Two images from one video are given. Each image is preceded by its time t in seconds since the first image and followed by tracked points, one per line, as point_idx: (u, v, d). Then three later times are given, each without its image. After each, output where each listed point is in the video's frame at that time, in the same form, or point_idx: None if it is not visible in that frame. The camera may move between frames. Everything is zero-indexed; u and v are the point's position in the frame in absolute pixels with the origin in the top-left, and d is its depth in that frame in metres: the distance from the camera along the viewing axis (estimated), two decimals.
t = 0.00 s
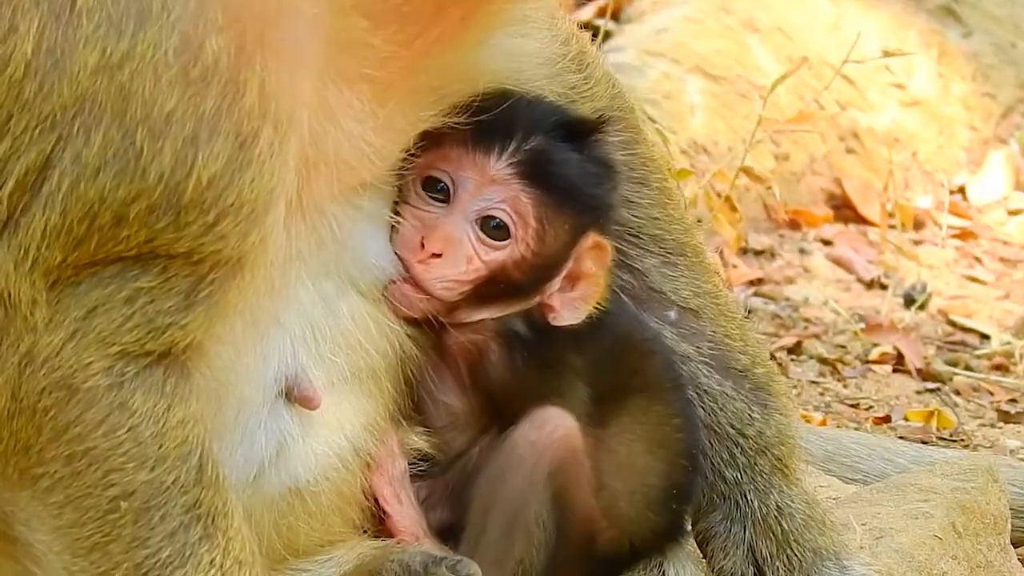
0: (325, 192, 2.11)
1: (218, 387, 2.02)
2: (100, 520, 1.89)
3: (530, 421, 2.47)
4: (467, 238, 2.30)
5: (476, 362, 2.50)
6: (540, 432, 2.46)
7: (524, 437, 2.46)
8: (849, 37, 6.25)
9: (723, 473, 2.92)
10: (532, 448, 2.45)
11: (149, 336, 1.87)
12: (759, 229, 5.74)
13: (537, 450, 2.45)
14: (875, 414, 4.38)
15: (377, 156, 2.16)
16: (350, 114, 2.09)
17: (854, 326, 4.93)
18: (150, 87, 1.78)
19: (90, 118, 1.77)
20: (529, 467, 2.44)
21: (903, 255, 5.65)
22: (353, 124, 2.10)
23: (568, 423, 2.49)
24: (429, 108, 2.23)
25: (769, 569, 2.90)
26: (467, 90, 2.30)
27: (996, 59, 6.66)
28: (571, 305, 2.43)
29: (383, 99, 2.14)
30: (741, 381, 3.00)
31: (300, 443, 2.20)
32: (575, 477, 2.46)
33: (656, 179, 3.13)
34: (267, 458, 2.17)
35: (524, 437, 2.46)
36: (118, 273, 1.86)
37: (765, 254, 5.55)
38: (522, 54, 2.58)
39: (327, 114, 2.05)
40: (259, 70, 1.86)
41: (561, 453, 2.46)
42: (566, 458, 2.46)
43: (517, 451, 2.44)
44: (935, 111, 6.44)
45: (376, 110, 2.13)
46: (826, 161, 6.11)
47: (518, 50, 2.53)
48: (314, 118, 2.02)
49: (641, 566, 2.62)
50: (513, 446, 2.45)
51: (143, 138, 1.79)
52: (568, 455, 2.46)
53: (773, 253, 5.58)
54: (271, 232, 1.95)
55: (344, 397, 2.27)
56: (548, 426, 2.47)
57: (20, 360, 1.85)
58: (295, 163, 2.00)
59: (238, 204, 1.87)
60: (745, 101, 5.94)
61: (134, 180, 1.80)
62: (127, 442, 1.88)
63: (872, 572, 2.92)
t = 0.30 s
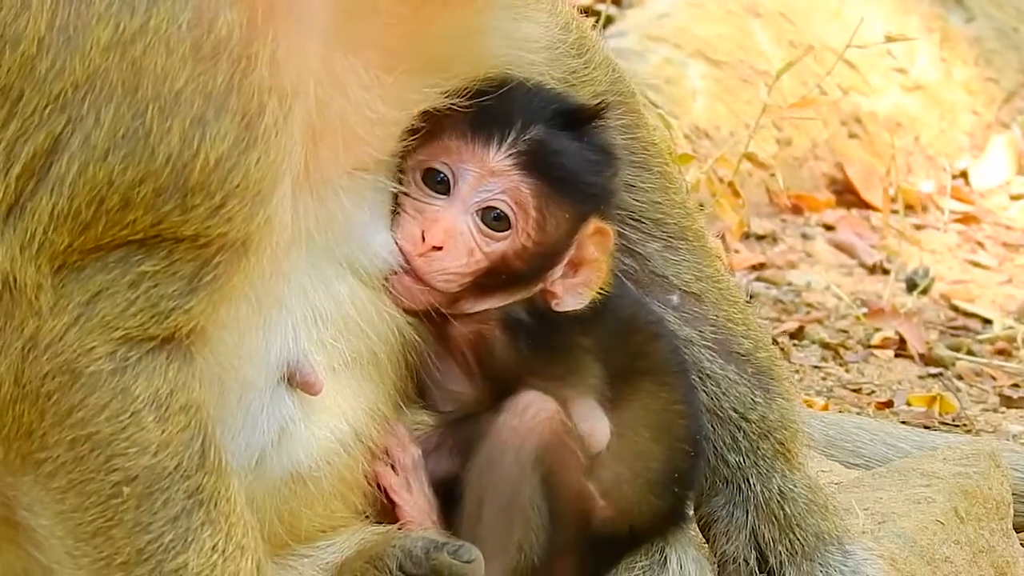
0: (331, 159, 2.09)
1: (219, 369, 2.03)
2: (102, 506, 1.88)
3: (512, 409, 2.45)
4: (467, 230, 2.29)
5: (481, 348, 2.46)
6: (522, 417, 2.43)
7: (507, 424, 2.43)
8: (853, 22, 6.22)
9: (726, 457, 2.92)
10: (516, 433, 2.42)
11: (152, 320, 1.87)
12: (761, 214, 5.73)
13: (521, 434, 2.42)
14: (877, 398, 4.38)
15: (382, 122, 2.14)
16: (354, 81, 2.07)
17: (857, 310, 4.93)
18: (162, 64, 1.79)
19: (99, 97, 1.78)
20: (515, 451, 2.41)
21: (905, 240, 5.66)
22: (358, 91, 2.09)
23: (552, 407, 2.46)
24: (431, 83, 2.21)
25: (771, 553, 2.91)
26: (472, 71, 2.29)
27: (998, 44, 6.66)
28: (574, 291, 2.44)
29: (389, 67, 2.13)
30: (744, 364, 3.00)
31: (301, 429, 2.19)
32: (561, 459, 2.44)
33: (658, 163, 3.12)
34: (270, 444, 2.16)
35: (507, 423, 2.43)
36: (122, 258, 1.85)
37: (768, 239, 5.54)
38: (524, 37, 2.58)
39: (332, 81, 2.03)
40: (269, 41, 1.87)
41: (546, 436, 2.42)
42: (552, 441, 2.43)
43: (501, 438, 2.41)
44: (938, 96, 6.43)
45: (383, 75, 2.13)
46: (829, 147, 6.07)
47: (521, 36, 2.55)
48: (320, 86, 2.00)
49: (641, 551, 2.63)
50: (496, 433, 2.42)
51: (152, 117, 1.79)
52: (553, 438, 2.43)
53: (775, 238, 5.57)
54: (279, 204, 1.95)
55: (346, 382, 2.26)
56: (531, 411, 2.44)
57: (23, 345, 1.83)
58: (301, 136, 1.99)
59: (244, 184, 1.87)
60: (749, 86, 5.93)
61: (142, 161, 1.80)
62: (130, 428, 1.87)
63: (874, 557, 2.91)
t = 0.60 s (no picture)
0: (342, 139, 2.11)
1: (225, 359, 2.03)
2: (106, 499, 1.88)
3: (520, 416, 2.38)
4: (466, 221, 2.25)
5: (493, 340, 2.46)
6: (528, 426, 2.36)
7: (514, 434, 2.36)
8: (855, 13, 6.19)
9: (732, 446, 2.93)
10: (522, 443, 2.35)
11: (158, 311, 1.87)
12: (766, 204, 5.71)
13: (527, 444, 2.35)
14: (881, 390, 4.38)
15: (392, 98, 2.17)
16: (364, 55, 2.09)
17: (861, 302, 4.92)
18: (177, 42, 1.80)
19: (112, 78, 1.78)
20: (522, 462, 2.35)
21: (909, 231, 5.66)
22: (368, 65, 2.11)
23: (561, 412, 2.39)
24: (440, 68, 2.27)
25: (776, 543, 2.89)
26: (483, 56, 2.35)
27: (1002, 34, 6.66)
28: (578, 277, 2.41)
29: (398, 40, 2.16)
30: (750, 354, 3.00)
31: (304, 420, 2.19)
32: (570, 466, 2.37)
33: (661, 153, 3.12)
34: (273, 435, 2.16)
35: (513, 433, 2.37)
36: (128, 249, 1.85)
37: (772, 230, 5.53)
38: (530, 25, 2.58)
39: (349, 52, 2.06)
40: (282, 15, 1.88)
41: (554, 444, 2.36)
42: (560, 448, 2.36)
43: (507, 451, 2.36)
44: (943, 87, 6.42)
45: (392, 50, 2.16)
46: (833, 137, 6.07)
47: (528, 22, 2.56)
48: (331, 61, 2.03)
49: (644, 543, 2.64)
50: (502, 446, 2.37)
51: (164, 99, 1.80)
52: (562, 445, 2.36)
53: (780, 228, 5.56)
54: (284, 188, 1.95)
55: (349, 374, 2.27)
56: (538, 418, 2.37)
57: (28, 336, 1.83)
58: (312, 109, 1.99)
59: (252, 168, 1.87)
60: (752, 77, 5.87)
61: (151, 146, 1.80)
62: (134, 419, 1.87)
63: (880, 548, 2.89)
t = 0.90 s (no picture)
0: (343, 127, 2.09)
1: (226, 356, 2.02)
2: (106, 497, 1.87)
3: (558, 416, 2.38)
4: (465, 217, 2.25)
5: (492, 334, 2.46)
6: (568, 429, 2.37)
7: (553, 434, 2.36)
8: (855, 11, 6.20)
9: (733, 444, 2.93)
10: (560, 446, 2.36)
11: (158, 308, 1.86)
12: (765, 202, 5.66)
13: (565, 448, 2.36)
14: (881, 387, 4.37)
15: (393, 87, 2.15)
16: (366, 45, 2.08)
17: (861, 299, 4.93)
18: (180, 32, 1.80)
19: (116, 70, 1.77)
20: (555, 464, 2.35)
21: (909, 228, 5.65)
22: (370, 56, 2.09)
23: (598, 419, 2.40)
24: (442, 57, 2.22)
25: (777, 542, 2.88)
26: (487, 48, 2.31)
27: (1000, 31, 6.70)
28: (586, 269, 2.40)
29: (401, 29, 2.14)
30: (750, 351, 3.00)
31: (305, 419, 2.18)
32: (598, 473, 2.39)
33: (661, 150, 3.12)
34: (273, 434, 2.15)
35: (552, 433, 2.37)
36: (129, 247, 1.84)
37: (772, 227, 5.52)
38: (539, 20, 2.53)
39: (346, 44, 2.04)
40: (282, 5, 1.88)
41: (588, 451, 2.37)
42: (592, 456, 2.38)
43: (544, 450, 2.35)
44: (943, 83, 6.44)
45: (393, 40, 2.13)
46: (833, 133, 6.04)
47: (534, 20, 2.50)
48: (332, 49, 2.01)
49: (645, 543, 2.64)
50: (540, 443, 2.36)
51: (167, 91, 1.79)
52: (595, 453, 2.38)
53: (779, 225, 5.55)
54: (284, 182, 1.94)
55: (351, 373, 2.25)
56: (577, 423, 2.38)
57: (28, 334, 1.83)
58: (314, 97, 1.98)
59: (254, 160, 1.86)
60: (752, 74, 5.84)
61: (155, 139, 1.79)
62: (133, 417, 1.86)
63: (880, 547, 2.90)
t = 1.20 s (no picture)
0: (350, 128, 2.09)
1: (231, 358, 2.02)
2: (111, 498, 1.87)
3: (563, 411, 2.37)
4: (472, 219, 2.25)
5: (492, 338, 2.46)
6: (574, 424, 2.36)
7: (559, 428, 2.35)
8: (867, 19, 6.28)
9: (736, 447, 2.92)
10: (567, 441, 2.34)
11: (164, 311, 1.86)
12: (769, 207, 5.66)
13: (572, 443, 2.34)
14: (885, 391, 4.37)
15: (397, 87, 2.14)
16: (371, 46, 2.07)
17: (865, 303, 4.93)
18: (190, 32, 1.80)
19: (125, 70, 1.77)
20: (562, 459, 2.34)
21: (912, 232, 5.65)
22: (375, 58, 2.09)
23: (603, 415, 2.38)
24: (448, 58, 2.23)
25: (781, 545, 2.88)
26: (493, 52, 2.32)
27: (1005, 36, 6.69)
28: (590, 275, 2.40)
29: (406, 31, 2.14)
30: (754, 355, 3.00)
31: (309, 421, 2.18)
32: (603, 470, 2.37)
33: (666, 153, 3.12)
34: (278, 436, 2.15)
35: (558, 428, 2.35)
36: (135, 248, 1.84)
37: (776, 231, 5.51)
38: (546, 21, 2.54)
39: (352, 45, 2.03)
40: (290, 6, 1.88)
41: (594, 447, 2.36)
42: (598, 452, 2.36)
43: (551, 444, 2.34)
44: (942, 87, 6.42)
45: (398, 39, 2.13)
46: (837, 137, 6.04)
47: (541, 25, 2.52)
48: (337, 50, 2.00)
49: (649, 546, 2.63)
50: (546, 438, 2.35)
51: (176, 93, 1.80)
52: (600, 449, 2.37)
53: (783, 229, 5.54)
54: (290, 184, 1.95)
55: (355, 375, 2.25)
56: (583, 418, 2.36)
57: (34, 336, 1.83)
58: (321, 101, 1.99)
59: (262, 162, 1.86)
60: (758, 79, 5.87)
61: (164, 141, 1.80)
62: (139, 419, 1.86)
63: (884, 551, 2.90)
